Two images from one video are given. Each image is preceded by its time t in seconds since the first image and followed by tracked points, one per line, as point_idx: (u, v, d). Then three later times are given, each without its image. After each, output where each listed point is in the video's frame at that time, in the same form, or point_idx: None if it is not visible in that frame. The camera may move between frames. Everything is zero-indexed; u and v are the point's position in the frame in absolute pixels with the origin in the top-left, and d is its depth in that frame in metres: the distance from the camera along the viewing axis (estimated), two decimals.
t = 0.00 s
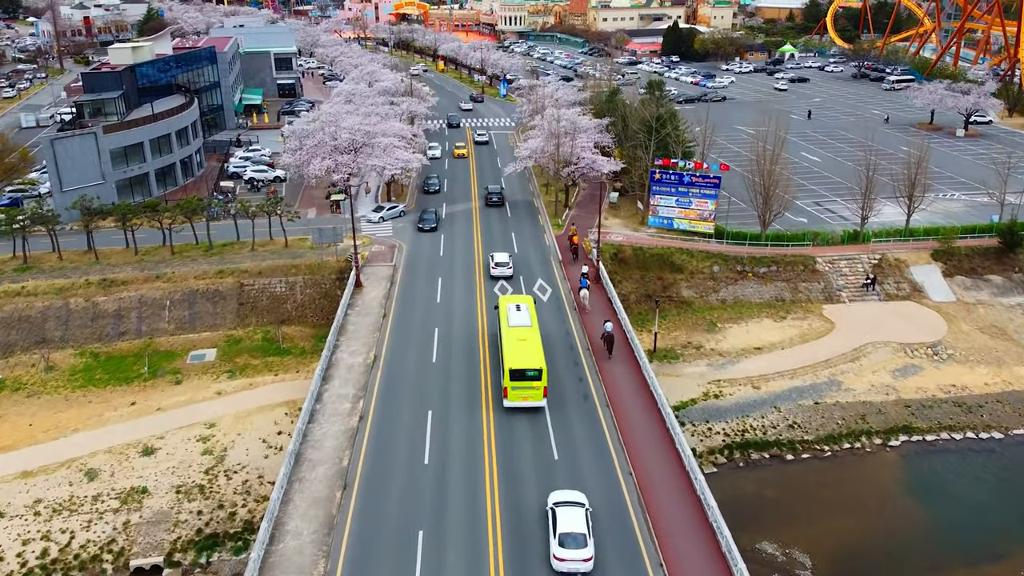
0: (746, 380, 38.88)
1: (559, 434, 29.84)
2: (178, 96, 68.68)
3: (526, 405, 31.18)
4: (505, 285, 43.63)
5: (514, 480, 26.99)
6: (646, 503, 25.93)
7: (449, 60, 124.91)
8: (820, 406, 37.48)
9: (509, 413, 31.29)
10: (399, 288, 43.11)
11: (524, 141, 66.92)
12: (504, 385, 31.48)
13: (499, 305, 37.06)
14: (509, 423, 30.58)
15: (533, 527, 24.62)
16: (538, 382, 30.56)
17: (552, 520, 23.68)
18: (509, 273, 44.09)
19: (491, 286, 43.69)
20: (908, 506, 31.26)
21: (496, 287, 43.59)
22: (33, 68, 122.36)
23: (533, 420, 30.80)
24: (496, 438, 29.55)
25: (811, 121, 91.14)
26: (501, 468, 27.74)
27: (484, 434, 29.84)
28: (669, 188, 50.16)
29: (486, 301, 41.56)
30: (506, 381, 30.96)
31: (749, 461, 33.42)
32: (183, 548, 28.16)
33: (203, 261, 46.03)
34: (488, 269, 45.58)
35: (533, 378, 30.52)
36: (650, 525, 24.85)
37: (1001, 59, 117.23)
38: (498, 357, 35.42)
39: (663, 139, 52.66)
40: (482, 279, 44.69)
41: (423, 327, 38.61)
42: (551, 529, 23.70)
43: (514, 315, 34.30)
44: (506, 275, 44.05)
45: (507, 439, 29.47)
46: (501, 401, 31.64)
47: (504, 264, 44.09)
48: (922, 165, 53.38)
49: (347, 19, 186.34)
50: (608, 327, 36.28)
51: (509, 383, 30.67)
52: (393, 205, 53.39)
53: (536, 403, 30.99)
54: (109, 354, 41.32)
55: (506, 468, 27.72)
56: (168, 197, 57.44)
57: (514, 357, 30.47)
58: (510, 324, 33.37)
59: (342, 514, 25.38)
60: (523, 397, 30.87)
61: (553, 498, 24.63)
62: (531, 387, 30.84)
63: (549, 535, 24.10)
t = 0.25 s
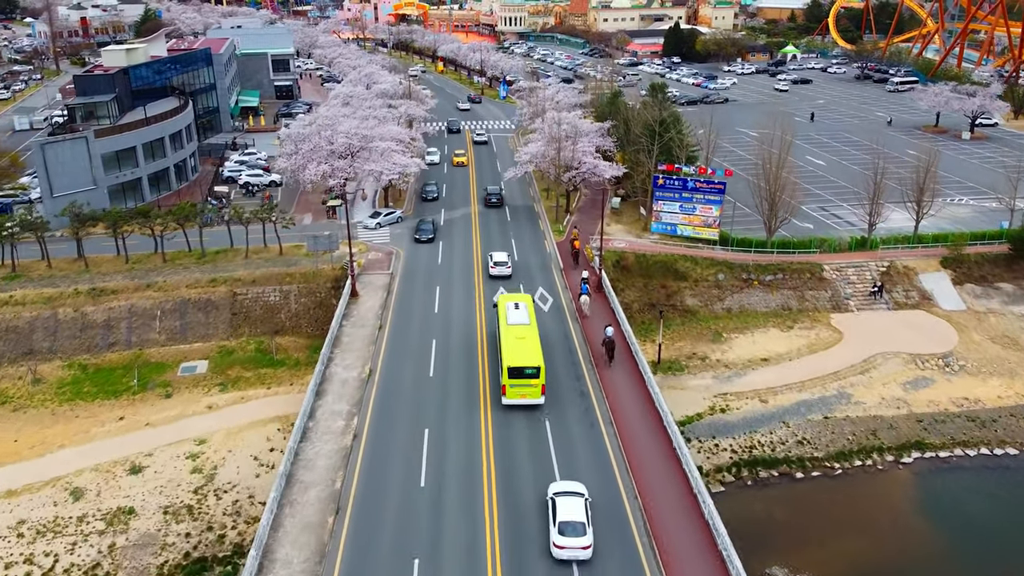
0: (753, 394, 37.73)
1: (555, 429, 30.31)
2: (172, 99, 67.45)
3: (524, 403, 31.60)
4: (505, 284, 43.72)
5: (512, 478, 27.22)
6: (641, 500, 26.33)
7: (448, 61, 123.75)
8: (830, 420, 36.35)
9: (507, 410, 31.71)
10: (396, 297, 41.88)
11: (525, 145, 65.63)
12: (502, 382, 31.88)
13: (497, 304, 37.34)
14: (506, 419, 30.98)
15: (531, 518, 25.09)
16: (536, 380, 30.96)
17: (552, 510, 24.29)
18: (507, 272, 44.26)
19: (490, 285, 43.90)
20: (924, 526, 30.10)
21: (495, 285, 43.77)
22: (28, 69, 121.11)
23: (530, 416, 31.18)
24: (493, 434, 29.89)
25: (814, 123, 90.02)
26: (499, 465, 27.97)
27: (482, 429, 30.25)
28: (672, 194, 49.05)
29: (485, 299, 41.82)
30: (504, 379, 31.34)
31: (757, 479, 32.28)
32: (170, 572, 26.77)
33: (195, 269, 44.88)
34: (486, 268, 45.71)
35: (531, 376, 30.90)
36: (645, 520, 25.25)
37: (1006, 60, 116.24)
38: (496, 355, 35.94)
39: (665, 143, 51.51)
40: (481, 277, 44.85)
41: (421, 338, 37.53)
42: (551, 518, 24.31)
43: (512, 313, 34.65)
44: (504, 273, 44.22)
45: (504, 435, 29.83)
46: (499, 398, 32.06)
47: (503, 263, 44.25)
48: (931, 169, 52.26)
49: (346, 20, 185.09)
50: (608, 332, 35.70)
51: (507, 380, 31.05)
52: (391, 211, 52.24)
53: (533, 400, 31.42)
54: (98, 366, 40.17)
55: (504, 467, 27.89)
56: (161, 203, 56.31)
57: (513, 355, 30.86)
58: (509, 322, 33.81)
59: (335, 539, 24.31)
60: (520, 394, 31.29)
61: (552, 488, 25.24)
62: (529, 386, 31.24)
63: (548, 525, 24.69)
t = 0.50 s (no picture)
0: (762, 410, 36.45)
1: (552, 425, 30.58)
2: (165, 102, 66.14)
3: (522, 401, 31.63)
4: (504, 283, 43.76)
5: (510, 475, 27.30)
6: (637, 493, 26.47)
7: (447, 63, 122.51)
8: (842, 438, 35.10)
9: (505, 407, 31.82)
10: (393, 309, 40.51)
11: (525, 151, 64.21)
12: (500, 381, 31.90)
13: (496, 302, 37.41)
14: (503, 416, 31.12)
15: (528, 511, 25.40)
16: (534, 378, 30.94)
17: (551, 499, 24.69)
18: (506, 271, 44.28)
19: (488, 284, 43.91)
20: (943, 552, 28.81)
21: (494, 284, 43.75)
22: (23, 71, 119.88)
23: (528, 414, 31.25)
24: (490, 430, 30.08)
25: (819, 126, 88.79)
26: (496, 462, 28.10)
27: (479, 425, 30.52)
28: (677, 201, 47.78)
29: (484, 298, 41.90)
30: (502, 377, 31.34)
31: (767, 502, 31.00)
32: None
33: (186, 278, 43.64)
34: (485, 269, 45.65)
35: (529, 374, 30.88)
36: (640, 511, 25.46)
37: (1012, 61, 115.04)
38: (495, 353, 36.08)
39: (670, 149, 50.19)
40: (479, 278, 44.83)
41: (417, 352, 36.26)
42: (551, 508, 24.72)
43: (511, 312, 34.57)
44: (503, 273, 44.21)
45: (501, 431, 29.99)
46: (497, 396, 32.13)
47: (502, 263, 44.29)
48: (942, 175, 50.96)
49: (345, 21, 183.92)
50: (610, 340, 34.92)
51: (505, 378, 31.09)
52: (387, 218, 50.97)
53: (531, 398, 31.48)
54: (84, 380, 38.89)
55: (501, 465, 27.92)
56: (153, 209, 55.03)
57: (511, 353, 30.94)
58: (507, 319, 33.63)
59: (325, 570, 23.04)
60: (518, 391, 31.31)
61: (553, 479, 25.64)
62: (527, 383, 31.24)
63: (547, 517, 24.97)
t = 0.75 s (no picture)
0: (770, 426, 35.32)
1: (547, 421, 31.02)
2: (159, 105, 65.00)
3: (520, 399, 31.84)
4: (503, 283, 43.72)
5: (507, 475, 27.49)
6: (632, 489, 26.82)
7: (447, 64, 121.31)
8: (853, 456, 33.96)
9: (503, 405, 32.10)
10: (389, 319, 39.29)
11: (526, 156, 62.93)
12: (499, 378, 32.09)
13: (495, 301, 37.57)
14: (501, 414, 31.42)
15: (527, 505, 25.87)
16: (533, 375, 31.10)
17: (552, 490, 25.21)
18: (505, 271, 44.34)
19: (487, 284, 43.92)
20: None
21: (493, 283, 43.78)
22: (19, 72, 118.68)
23: (525, 412, 31.47)
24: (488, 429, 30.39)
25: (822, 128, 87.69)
26: (494, 460, 28.39)
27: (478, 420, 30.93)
28: (680, 208, 46.60)
29: (482, 297, 42.02)
30: (500, 374, 31.52)
31: (777, 524, 29.83)
32: None
33: (177, 288, 42.54)
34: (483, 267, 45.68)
35: (527, 372, 31.02)
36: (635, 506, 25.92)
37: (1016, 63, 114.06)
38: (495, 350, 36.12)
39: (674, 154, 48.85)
40: (477, 277, 44.85)
41: (414, 365, 35.16)
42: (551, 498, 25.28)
43: (509, 311, 34.64)
44: (501, 273, 44.23)
45: (500, 430, 30.32)
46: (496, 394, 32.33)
47: (502, 262, 44.36)
48: (952, 181, 49.80)
49: (344, 21, 182.83)
50: (612, 348, 34.20)
51: (504, 375, 31.25)
52: (384, 224, 49.75)
53: (529, 396, 31.68)
54: (71, 394, 37.74)
55: (499, 466, 28.09)
56: (145, 215, 53.89)
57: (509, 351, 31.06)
58: (506, 318, 33.67)
59: None
60: (517, 389, 31.52)
61: (554, 470, 26.20)
62: (525, 381, 31.41)
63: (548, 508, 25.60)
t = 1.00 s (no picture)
0: (779, 444, 34.04)
1: (545, 418, 31.37)
2: (152, 109, 63.66)
3: (518, 397, 32.04)
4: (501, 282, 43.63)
5: (505, 481, 27.28)
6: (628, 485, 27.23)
7: (446, 65, 120.06)
8: (866, 476, 32.68)
9: (501, 403, 32.32)
10: (385, 334, 37.80)
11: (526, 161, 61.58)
12: (497, 376, 32.29)
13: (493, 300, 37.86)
14: (499, 413, 31.62)
15: (524, 497, 26.40)
16: (531, 374, 31.30)
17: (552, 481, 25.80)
18: (503, 271, 44.23)
19: (485, 284, 43.84)
20: None
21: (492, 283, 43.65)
22: (14, 73, 117.40)
23: (523, 410, 31.65)
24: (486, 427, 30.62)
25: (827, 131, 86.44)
26: (491, 459, 28.58)
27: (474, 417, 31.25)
28: (685, 215, 45.30)
29: (480, 296, 42.08)
30: (499, 372, 31.75)
31: (789, 550, 28.53)
32: None
33: (167, 299, 41.29)
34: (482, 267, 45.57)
35: (526, 370, 31.24)
36: (630, 500, 26.33)
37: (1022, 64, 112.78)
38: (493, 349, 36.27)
39: (678, 159, 47.49)
40: (476, 276, 44.87)
41: (411, 381, 33.78)
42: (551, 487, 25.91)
43: (508, 310, 34.97)
44: (500, 272, 44.10)
45: (497, 427, 30.62)
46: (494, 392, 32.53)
47: (500, 262, 44.22)
48: (964, 188, 48.48)
49: (343, 22, 181.56)
50: (614, 357, 33.43)
51: (502, 373, 31.48)
52: (379, 232, 48.43)
53: (527, 394, 31.85)
54: (56, 410, 36.48)
55: (496, 467, 28.10)
56: (136, 222, 52.58)
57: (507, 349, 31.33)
58: (504, 317, 34.00)
59: None
60: (515, 387, 31.68)
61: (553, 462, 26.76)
62: (523, 379, 31.60)
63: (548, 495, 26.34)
